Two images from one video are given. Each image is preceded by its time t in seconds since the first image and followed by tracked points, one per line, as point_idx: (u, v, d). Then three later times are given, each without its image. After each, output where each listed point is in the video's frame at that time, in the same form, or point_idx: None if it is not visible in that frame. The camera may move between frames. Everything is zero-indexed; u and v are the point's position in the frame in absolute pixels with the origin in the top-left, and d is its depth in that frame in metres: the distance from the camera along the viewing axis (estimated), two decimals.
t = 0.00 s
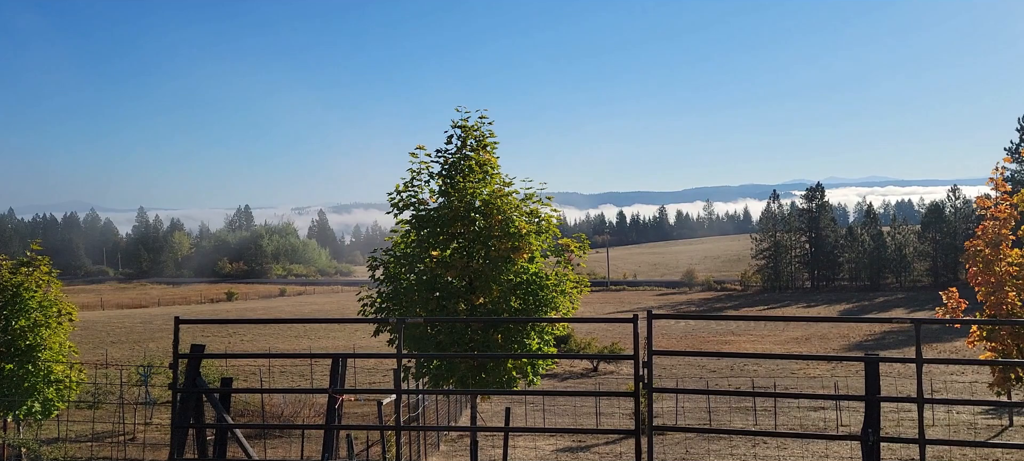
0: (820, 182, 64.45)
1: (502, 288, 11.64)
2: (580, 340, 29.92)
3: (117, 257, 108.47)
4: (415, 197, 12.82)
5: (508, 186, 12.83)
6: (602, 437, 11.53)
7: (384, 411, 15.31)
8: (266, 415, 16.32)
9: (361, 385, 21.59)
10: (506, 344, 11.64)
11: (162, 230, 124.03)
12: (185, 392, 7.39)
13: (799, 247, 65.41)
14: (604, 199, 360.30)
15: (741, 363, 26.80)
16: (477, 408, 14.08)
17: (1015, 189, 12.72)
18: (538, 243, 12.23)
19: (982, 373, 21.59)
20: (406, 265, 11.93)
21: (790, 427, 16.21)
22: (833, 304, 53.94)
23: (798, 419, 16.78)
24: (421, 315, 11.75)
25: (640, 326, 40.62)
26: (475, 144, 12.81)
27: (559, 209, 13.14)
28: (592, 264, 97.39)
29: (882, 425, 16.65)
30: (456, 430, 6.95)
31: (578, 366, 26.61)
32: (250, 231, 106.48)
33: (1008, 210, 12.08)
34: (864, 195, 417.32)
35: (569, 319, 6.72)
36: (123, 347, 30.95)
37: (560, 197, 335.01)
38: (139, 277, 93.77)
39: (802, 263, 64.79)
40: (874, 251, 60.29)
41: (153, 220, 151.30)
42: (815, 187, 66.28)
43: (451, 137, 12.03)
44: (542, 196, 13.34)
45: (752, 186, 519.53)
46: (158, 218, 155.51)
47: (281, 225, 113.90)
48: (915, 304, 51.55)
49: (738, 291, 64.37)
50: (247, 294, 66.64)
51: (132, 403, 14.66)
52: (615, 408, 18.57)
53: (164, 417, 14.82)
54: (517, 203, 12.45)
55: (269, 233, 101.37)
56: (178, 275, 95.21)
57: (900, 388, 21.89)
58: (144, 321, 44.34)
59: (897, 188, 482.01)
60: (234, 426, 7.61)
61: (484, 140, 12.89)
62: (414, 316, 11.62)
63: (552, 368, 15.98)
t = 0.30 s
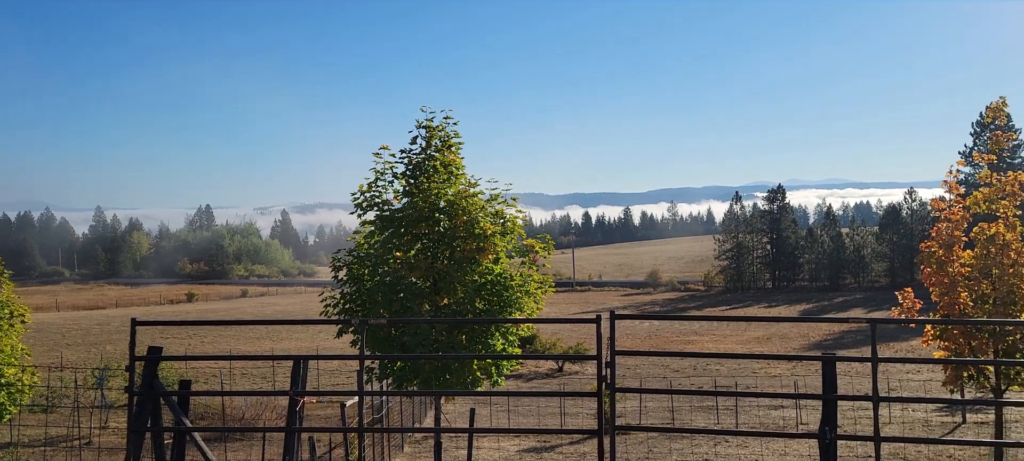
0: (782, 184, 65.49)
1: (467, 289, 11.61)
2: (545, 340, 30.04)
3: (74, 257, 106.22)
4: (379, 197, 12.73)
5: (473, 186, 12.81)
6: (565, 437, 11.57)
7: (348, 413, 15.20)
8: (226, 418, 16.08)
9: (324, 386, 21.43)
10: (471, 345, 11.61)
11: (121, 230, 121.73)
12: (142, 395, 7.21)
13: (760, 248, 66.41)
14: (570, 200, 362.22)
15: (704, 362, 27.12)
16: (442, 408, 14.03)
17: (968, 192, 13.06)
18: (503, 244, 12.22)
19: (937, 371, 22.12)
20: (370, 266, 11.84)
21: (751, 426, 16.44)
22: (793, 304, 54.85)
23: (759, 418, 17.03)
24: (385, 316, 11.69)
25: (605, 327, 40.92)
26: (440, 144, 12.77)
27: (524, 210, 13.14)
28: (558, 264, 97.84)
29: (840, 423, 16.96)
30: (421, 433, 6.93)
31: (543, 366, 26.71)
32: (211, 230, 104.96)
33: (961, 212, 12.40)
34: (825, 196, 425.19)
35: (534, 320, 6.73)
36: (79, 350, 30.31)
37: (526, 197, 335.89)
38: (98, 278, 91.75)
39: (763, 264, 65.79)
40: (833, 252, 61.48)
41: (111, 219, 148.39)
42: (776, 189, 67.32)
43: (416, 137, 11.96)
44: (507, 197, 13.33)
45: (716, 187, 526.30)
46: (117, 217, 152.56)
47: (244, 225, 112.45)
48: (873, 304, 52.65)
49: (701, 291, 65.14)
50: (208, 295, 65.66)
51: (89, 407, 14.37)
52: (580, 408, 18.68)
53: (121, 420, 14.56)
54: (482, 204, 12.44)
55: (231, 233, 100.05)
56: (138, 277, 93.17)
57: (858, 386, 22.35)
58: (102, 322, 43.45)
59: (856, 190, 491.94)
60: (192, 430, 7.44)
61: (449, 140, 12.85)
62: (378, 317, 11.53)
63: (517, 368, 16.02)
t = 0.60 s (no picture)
0: (737, 185, 66.50)
1: (425, 289, 11.54)
2: (504, 340, 30.09)
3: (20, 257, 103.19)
4: (335, 196, 12.60)
5: (431, 186, 12.74)
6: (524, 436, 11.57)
7: (304, 415, 15.01)
8: (178, 421, 15.74)
9: (279, 388, 21.15)
10: (428, 345, 11.53)
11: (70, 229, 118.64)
12: (88, 398, 6.99)
13: (716, 247, 67.36)
14: (530, 200, 363.24)
15: (661, 361, 27.41)
16: (400, 410, 13.92)
17: (915, 193, 13.41)
18: (461, 244, 12.17)
19: (885, 367, 22.68)
20: (326, 266, 11.70)
21: (707, 423, 16.65)
22: (748, 303, 55.75)
23: (715, 415, 17.26)
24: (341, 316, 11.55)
25: (563, 326, 41.13)
26: (397, 143, 12.69)
27: (482, 209, 13.11)
28: (518, 264, 98.03)
29: (794, 419, 17.26)
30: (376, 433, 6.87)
31: (502, 366, 26.73)
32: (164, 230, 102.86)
33: (908, 213, 12.71)
34: (780, 197, 432.93)
35: (491, 319, 6.71)
36: (25, 352, 29.45)
37: (487, 197, 336.05)
38: (45, 279, 89.25)
39: (719, 263, 66.78)
40: (787, 252, 62.65)
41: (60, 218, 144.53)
42: (732, 190, 68.32)
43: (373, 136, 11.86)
44: (466, 196, 13.29)
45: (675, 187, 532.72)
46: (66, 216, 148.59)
47: (198, 224, 110.44)
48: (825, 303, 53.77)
49: (659, 291, 65.85)
50: (161, 295, 64.30)
51: (35, 411, 13.95)
52: (538, 407, 18.73)
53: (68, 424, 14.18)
54: (440, 203, 12.37)
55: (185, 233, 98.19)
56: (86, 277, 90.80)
57: (809, 383, 22.80)
58: (49, 324, 42.27)
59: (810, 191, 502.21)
60: (141, 433, 7.23)
61: (406, 139, 12.78)
62: (334, 317, 11.41)
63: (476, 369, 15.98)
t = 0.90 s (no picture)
0: (697, 187, 67.28)
1: (386, 290, 11.46)
2: (466, 341, 30.05)
3: None
4: (294, 197, 12.47)
5: (392, 186, 12.65)
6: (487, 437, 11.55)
7: (262, 419, 14.78)
8: (133, 425, 15.42)
9: (236, 391, 20.84)
10: (389, 346, 11.45)
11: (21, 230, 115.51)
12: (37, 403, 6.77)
13: (678, 248, 68.08)
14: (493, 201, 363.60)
15: (623, 361, 27.59)
16: (360, 412, 13.76)
17: (869, 196, 13.68)
18: (423, 245, 12.11)
19: (841, 366, 23.12)
20: (285, 268, 11.56)
21: (668, 423, 16.79)
22: (709, 304, 56.44)
23: (675, 415, 17.42)
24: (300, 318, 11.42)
25: (526, 327, 41.20)
26: (357, 143, 12.58)
27: (444, 210, 13.07)
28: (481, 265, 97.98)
29: (752, 418, 17.50)
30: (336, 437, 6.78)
31: (465, 367, 26.69)
32: (119, 231, 100.69)
33: (861, 214, 12.96)
34: (741, 199, 439.16)
35: (454, 319, 6.68)
36: None
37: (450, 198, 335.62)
38: None
39: (680, 264, 67.52)
40: (746, 253, 63.61)
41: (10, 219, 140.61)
42: (693, 192, 69.10)
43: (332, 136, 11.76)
44: (427, 197, 13.23)
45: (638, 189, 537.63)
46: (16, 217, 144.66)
47: (156, 225, 108.36)
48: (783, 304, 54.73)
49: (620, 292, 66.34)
50: (116, 298, 62.92)
51: None
52: (501, 408, 18.75)
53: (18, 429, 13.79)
54: (401, 204, 12.29)
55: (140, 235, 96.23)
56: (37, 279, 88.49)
57: (768, 382, 23.16)
58: None
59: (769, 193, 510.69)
60: (91, 439, 7.03)
61: (367, 139, 12.69)
62: (293, 320, 11.28)
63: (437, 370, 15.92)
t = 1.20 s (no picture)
0: (657, 188, 67.90)
1: (345, 291, 11.33)
2: (426, 343, 29.91)
3: None
4: (250, 197, 12.28)
5: (351, 187, 12.53)
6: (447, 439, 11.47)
7: (217, 423, 14.50)
8: (82, 431, 15.01)
9: (191, 395, 20.46)
10: (347, 348, 11.31)
11: None
12: None
13: (638, 250, 68.71)
14: (455, 202, 362.87)
15: (583, 362, 27.74)
16: (317, 415, 13.58)
17: (822, 198, 13.94)
18: (382, 246, 12.02)
19: (795, 365, 23.55)
20: (241, 269, 11.37)
21: (627, 422, 16.92)
22: (668, 304, 57.10)
23: (635, 415, 17.56)
24: (255, 319, 11.24)
25: (487, 328, 41.17)
26: (315, 143, 12.45)
27: (403, 211, 12.97)
28: (442, 266, 97.72)
29: (710, 417, 17.70)
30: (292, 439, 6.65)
31: (424, 369, 26.55)
32: (69, 231, 98.06)
33: (814, 216, 13.20)
34: (700, 202, 445.08)
35: (413, 322, 6.61)
36: None
37: (412, 198, 333.92)
38: None
39: (639, 265, 68.11)
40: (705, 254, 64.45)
41: None
42: (652, 193, 69.73)
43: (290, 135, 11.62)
44: (387, 198, 13.13)
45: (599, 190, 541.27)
46: None
47: (108, 225, 105.80)
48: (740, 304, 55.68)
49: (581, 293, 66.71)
50: (65, 300, 61.26)
51: None
52: (461, 410, 18.71)
53: None
54: (360, 205, 12.18)
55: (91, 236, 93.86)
56: None
57: (725, 381, 23.47)
58: None
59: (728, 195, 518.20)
60: (37, 444, 6.78)
61: (325, 139, 12.56)
62: (248, 322, 11.09)
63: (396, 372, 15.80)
